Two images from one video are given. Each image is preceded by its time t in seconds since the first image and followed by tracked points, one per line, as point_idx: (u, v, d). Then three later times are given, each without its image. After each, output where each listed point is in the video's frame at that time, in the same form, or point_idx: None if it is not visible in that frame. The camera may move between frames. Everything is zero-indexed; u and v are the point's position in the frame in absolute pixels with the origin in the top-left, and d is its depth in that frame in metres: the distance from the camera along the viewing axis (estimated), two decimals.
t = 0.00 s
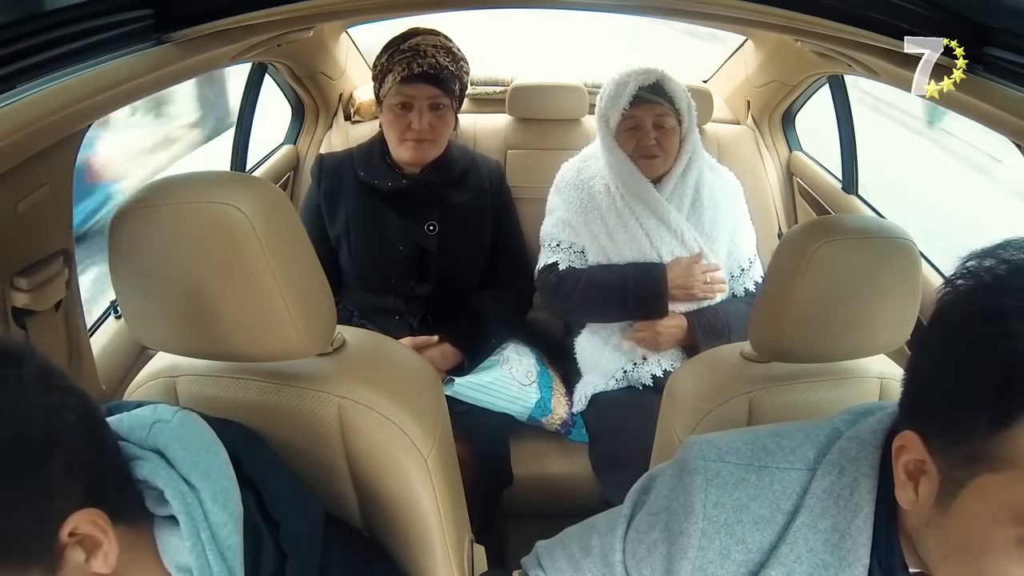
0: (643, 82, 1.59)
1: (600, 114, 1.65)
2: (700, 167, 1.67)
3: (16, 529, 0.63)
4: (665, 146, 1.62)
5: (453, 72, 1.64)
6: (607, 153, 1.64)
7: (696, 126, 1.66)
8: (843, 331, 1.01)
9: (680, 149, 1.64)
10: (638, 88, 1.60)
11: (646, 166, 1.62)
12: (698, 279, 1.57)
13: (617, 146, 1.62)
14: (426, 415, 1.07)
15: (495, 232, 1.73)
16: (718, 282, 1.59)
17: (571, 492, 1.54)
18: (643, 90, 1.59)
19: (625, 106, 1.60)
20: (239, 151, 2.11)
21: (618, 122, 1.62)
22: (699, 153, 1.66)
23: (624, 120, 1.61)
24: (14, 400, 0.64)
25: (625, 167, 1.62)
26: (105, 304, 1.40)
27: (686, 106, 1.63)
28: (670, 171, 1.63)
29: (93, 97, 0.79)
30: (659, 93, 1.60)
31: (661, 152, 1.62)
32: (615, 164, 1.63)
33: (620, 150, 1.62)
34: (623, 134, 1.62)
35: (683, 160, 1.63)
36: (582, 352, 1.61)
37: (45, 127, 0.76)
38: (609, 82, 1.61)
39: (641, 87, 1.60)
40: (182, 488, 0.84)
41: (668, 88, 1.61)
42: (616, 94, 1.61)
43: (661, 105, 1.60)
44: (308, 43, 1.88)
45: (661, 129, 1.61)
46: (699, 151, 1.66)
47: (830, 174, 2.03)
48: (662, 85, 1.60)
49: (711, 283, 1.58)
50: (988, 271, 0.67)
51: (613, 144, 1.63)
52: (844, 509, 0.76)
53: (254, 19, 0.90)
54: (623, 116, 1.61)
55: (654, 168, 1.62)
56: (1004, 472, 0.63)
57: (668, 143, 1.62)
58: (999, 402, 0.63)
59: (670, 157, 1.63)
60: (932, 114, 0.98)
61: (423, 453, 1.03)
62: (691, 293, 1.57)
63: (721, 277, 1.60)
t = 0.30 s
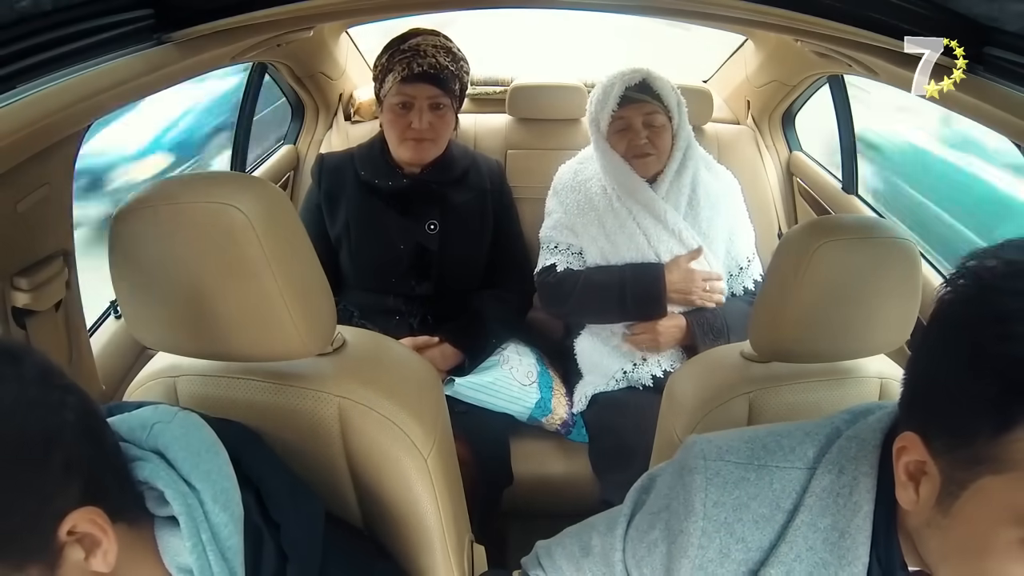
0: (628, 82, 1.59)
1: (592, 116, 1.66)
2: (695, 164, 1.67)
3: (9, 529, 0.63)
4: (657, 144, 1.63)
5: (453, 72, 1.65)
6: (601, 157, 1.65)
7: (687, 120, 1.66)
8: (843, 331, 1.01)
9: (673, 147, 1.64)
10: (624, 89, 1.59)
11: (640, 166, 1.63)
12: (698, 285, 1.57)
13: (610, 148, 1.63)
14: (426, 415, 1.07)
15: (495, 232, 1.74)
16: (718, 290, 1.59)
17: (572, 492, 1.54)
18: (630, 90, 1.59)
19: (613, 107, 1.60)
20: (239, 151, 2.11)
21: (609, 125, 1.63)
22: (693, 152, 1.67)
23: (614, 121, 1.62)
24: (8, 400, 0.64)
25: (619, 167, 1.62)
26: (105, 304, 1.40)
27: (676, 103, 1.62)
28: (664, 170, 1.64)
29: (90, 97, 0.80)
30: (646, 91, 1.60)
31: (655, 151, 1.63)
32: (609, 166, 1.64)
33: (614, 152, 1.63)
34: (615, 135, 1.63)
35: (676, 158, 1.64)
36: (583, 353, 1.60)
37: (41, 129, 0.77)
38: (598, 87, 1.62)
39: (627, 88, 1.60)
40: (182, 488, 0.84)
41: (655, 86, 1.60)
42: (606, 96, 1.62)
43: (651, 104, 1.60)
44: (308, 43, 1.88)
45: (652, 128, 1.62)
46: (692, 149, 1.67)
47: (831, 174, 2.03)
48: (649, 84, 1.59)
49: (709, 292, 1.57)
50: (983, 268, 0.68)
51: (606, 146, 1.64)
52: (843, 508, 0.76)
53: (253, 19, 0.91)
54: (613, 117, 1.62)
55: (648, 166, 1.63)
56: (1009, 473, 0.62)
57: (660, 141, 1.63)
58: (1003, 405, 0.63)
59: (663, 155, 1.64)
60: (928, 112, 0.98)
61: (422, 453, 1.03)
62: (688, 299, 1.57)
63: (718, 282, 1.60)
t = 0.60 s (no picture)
0: (638, 84, 1.60)
1: (596, 117, 1.65)
2: (698, 168, 1.66)
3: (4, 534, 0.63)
4: (664, 147, 1.62)
5: (452, 72, 1.64)
6: (605, 158, 1.64)
7: (693, 124, 1.65)
8: (843, 330, 1.01)
9: (679, 150, 1.64)
10: (631, 91, 1.60)
11: (644, 169, 1.62)
12: (698, 289, 1.58)
13: (614, 150, 1.63)
14: (426, 415, 1.07)
15: (495, 232, 1.74)
16: (717, 296, 1.59)
17: (573, 493, 1.53)
18: (636, 92, 1.60)
19: (620, 109, 1.60)
20: (239, 151, 2.11)
21: (615, 126, 1.62)
22: (697, 153, 1.66)
23: (620, 124, 1.62)
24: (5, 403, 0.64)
25: (622, 169, 1.62)
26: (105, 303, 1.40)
27: (683, 107, 1.62)
28: (670, 172, 1.63)
29: (90, 97, 0.80)
30: (654, 94, 1.61)
31: (661, 154, 1.62)
32: (613, 167, 1.63)
33: (617, 153, 1.63)
34: (619, 137, 1.62)
35: (682, 161, 1.63)
36: (583, 351, 1.61)
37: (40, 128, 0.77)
38: (605, 86, 1.62)
39: (634, 90, 1.60)
40: (179, 488, 0.84)
41: (663, 89, 1.61)
42: (612, 96, 1.62)
43: (657, 107, 1.60)
44: (308, 43, 1.88)
45: (659, 131, 1.62)
46: (698, 151, 1.66)
47: (831, 174, 2.02)
48: (657, 87, 1.61)
49: (709, 297, 1.57)
50: (987, 271, 0.68)
51: (610, 148, 1.63)
52: (842, 509, 0.76)
53: (254, 18, 0.91)
54: (620, 119, 1.62)
55: (652, 170, 1.62)
56: (1010, 481, 0.63)
57: (667, 144, 1.62)
58: (1010, 409, 0.63)
59: (669, 159, 1.63)
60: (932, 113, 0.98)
61: (422, 454, 1.03)
62: (687, 301, 1.57)
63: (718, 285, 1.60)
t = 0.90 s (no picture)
0: (629, 87, 1.59)
1: (590, 119, 1.65)
2: (696, 166, 1.66)
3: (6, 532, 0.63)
4: (657, 150, 1.62)
5: (452, 72, 1.64)
6: (599, 161, 1.64)
7: (689, 124, 1.65)
8: (841, 331, 1.01)
9: (672, 152, 1.64)
10: (624, 94, 1.60)
11: (639, 172, 1.63)
12: (696, 290, 1.58)
13: (608, 154, 1.63)
14: (426, 414, 1.07)
15: (495, 232, 1.74)
16: (714, 296, 1.60)
17: (573, 492, 1.53)
18: (629, 96, 1.60)
19: (612, 112, 1.60)
20: (239, 151, 2.11)
21: (607, 130, 1.62)
22: (694, 152, 1.66)
23: (612, 128, 1.62)
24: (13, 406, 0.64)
25: (616, 172, 1.62)
26: (105, 304, 1.40)
27: (677, 109, 1.62)
28: (664, 174, 1.64)
29: (90, 96, 0.80)
30: (646, 97, 1.60)
31: (654, 157, 1.62)
32: (607, 169, 1.63)
33: (612, 157, 1.63)
34: (613, 141, 1.62)
35: (676, 162, 1.64)
36: (582, 351, 1.61)
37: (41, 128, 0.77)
38: (597, 89, 1.61)
39: (627, 93, 1.60)
40: (181, 488, 0.84)
41: (656, 91, 1.60)
42: (604, 99, 1.61)
43: (650, 109, 1.60)
44: (307, 43, 1.88)
45: (651, 133, 1.62)
46: (693, 152, 1.66)
47: (831, 174, 2.03)
48: (649, 89, 1.60)
49: (707, 298, 1.58)
50: (986, 270, 0.67)
51: (604, 151, 1.63)
52: (843, 508, 0.76)
53: (254, 19, 0.91)
54: (611, 123, 1.62)
55: (647, 173, 1.63)
56: (1006, 473, 0.62)
57: (660, 146, 1.62)
58: (999, 404, 0.63)
59: (663, 160, 1.63)
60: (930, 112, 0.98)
61: (423, 453, 1.03)
62: (686, 302, 1.57)
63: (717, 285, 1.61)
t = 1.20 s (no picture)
0: (634, 87, 1.59)
1: (593, 118, 1.65)
2: (697, 168, 1.66)
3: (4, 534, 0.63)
4: (661, 150, 1.62)
5: (451, 72, 1.64)
6: (602, 160, 1.64)
7: (692, 126, 1.65)
8: (842, 330, 1.01)
9: (676, 152, 1.64)
10: (629, 94, 1.60)
11: (642, 172, 1.63)
12: (696, 291, 1.57)
13: (612, 153, 1.63)
14: (425, 414, 1.07)
15: (495, 232, 1.74)
16: (714, 296, 1.59)
17: (573, 492, 1.53)
18: (634, 96, 1.60)
19: (616, 112, 1.61)
20: (240, 151, 2.11)
21: (612, 130, 1.62)
22: (696, 153, 1.66)
23: (617, 128, 1.62)
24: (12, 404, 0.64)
25: (619, 171, 1.62)
26: (105, 303, 1.40)
27: (681, 110, 1.62)
28: (667, 174, 1.64)
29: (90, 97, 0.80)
30: (651, 97, 1.60)
31: (658, 157, 1.62)
32: (609, 168, 1.63)
33: (615, 156, 1.63)
34: (618, 140, 1.62)
35: (678, 163, 1.63)
36: (582, 352, 1.61)
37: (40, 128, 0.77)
38: (602, 87, 1.62)
39: (632, 93, 1.60)
40: (179, 489, 0.84)
41: (660, 92, 1.61)
42: (609, 99, 1.62)
43: (654, 110, 1.60)
44: (307, 43, 1.88)
45: (655, 134, 1.61)
46: (696, 153, 1.65)
47: (831, 174, 2.03)
48: (654, 89, 1.60)
49: (707, 297, 1.57)
50: (987, 271, 0.67)
51: (607, 150, 1.63)
52: (841, 508, 0.76)
53: (255, 18, 0.91)
54: (615, 123, 1.62)
55: (650, 173, 1.63)
56: (1005, 475, 0.62)
57: (664, 146, 1.62)
58: (1001, 404, 0.63)
59: (666, 161, 1.63)
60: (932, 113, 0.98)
61: (423, 454, 1.03)
62: (686, 302, 1.57)
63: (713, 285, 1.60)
